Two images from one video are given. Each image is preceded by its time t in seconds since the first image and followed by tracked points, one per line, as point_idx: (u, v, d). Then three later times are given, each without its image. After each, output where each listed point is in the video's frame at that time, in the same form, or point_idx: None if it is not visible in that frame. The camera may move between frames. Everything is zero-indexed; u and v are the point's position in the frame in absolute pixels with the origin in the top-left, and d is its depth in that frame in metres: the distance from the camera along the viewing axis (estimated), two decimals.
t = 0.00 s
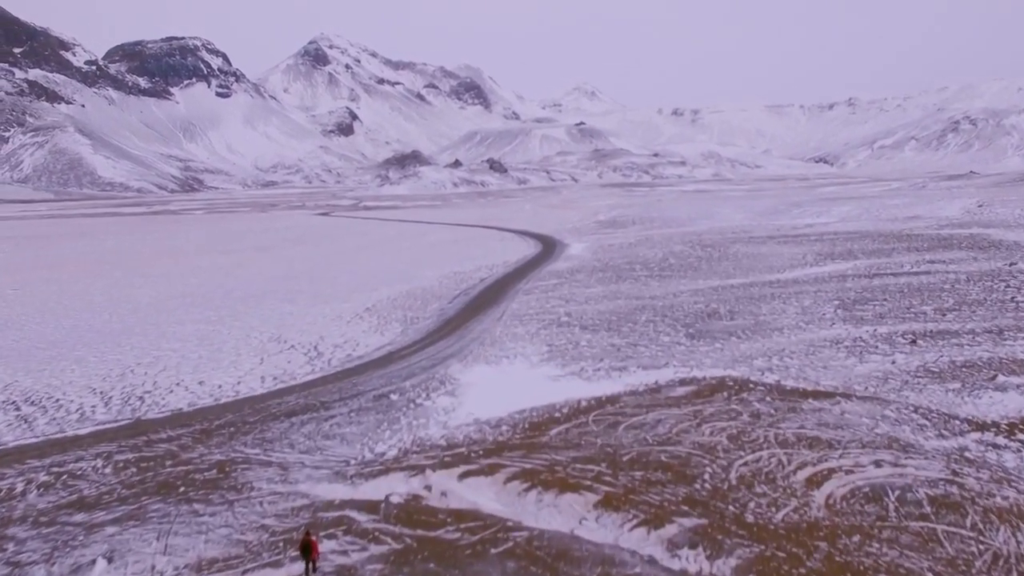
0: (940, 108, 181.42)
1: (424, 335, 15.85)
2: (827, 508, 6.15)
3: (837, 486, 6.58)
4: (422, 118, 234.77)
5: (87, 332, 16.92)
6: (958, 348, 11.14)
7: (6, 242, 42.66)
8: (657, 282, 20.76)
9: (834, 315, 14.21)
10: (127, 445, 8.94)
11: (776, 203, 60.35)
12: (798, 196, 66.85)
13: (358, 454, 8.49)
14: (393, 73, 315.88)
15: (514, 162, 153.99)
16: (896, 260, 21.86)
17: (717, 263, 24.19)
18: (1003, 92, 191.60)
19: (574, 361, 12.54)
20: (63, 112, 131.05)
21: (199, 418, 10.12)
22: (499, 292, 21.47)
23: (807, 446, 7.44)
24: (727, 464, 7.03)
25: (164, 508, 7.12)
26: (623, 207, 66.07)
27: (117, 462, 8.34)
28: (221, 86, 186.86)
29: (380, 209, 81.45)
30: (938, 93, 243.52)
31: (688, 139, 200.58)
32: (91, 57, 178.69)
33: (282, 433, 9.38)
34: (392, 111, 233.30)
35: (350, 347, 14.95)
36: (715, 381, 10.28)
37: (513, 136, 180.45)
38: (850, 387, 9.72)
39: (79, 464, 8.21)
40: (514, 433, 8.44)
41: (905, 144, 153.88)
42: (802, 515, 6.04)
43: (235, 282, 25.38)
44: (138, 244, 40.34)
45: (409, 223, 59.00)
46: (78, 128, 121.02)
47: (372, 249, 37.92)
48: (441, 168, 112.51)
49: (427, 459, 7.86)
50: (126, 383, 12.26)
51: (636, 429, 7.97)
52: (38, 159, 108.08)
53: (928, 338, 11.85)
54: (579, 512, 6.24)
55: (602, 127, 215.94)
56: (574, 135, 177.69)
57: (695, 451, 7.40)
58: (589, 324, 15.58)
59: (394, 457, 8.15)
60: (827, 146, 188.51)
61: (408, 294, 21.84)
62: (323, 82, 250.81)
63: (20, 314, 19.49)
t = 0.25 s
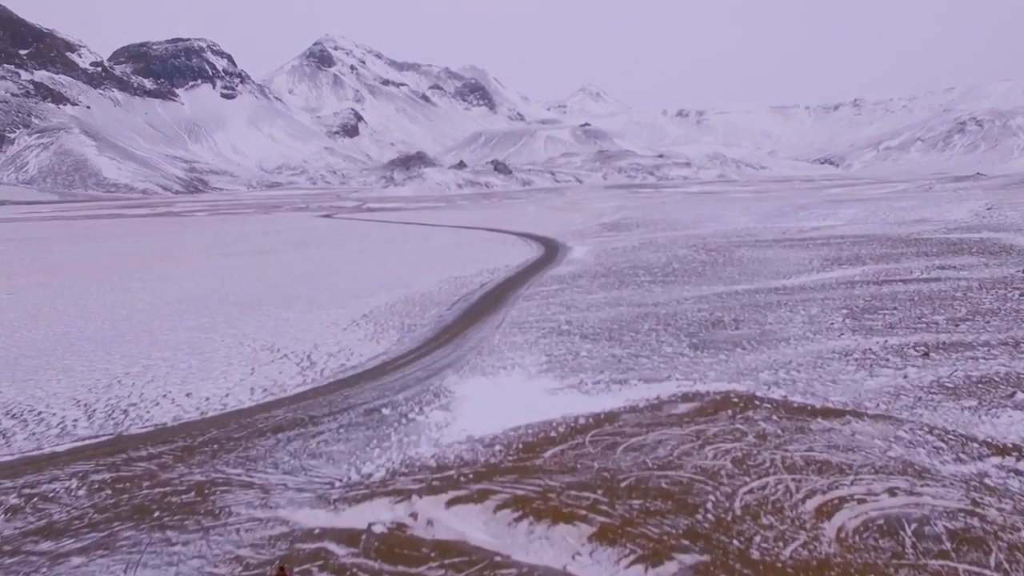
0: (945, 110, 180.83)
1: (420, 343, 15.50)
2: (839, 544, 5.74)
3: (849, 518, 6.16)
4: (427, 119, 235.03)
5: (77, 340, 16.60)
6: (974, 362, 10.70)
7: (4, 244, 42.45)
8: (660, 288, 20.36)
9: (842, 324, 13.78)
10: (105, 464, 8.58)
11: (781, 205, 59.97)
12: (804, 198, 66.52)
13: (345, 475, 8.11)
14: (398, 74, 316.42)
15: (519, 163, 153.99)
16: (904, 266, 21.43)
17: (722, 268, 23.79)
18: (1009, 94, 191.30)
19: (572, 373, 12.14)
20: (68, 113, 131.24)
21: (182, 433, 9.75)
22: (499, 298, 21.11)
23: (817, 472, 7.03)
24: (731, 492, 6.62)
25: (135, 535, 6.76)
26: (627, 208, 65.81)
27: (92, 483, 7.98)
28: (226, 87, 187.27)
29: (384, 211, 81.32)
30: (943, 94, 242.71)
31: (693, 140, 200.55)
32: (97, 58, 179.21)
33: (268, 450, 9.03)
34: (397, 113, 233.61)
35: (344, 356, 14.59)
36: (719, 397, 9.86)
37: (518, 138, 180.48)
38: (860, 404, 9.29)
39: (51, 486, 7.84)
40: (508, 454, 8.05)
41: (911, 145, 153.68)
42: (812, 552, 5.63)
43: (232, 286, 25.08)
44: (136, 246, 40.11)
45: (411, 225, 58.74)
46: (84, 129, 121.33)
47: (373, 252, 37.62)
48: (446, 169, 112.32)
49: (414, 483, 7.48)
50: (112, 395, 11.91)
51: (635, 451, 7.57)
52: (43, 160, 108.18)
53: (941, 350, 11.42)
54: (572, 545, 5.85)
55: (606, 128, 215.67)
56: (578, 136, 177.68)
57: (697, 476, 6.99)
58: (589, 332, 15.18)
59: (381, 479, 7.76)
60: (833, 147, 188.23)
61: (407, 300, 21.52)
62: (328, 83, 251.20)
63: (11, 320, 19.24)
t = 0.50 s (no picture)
0: (950, 111, 180.22)
1: (417, 351, 15.18)
2: None
3: (861, 551, 5.80)
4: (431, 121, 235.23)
5: (68, 347, 16.31)
6: (988, 376, 10.31)
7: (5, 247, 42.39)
8: (662, 294, 19.99)
9: (850, 333, 13.37)
10: (83, 482, 8.27)
11: (786, 206, 59.64)
12: (809, 199, 66.22)
13: (330, 495, 7.79)
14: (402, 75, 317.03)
15: (523, 163, 154.00)
16: (913, 271, 21.00)
17: (726, 273, 23.42)
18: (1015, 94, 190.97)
19: (571, 384, 11.78)
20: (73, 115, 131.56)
21: (167, 448, 9.44)
22: (499, 303, 20.77)
23: (824, 497, 6.65)
24: (734, 518, 6.26)
25: (107, 563, 6.46)
26: (631, 210, 65.55)
27: (67, 505, 7.66)
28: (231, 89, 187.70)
29: (387, 212, 81.20)
30: (948, 95, 242.09)
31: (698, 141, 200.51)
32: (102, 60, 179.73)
33: (253, 467, 8.71)
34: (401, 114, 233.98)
35: (340, 364, 14.26)
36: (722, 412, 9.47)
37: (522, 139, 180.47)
38: (869, 421, 8.95)
39: (24, 507, 7.53)
40: (499, 476, 7.73)
41: (916, 147, 153.50)
42: None
43: (229, 290, 24.85)
44: (137, 249, 40.01)
45: (413, 227, 58.54)
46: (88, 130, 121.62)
47: (374, 255, 37.35)
48: (450, 171, 112.18)
49: (399, 507, 7.13)
50: (98, 406, 11.60)
51: (633, 472, 7.23)
52: (48, 161, 108.46)
53: (953, 362, 11.02)
54: None
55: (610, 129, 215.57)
56: (583, 137, 177.66)
57: (698, 502, 6.63)
58: (590, 341, 14.79)
59: (368, 499, 7.45)
60: (838, 148, 188.01)
61: (406, 305, 21.25)
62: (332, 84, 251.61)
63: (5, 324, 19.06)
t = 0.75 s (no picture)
0: (956, 112, 179.59)
1: (412, 361, 14.81)
2: None
3: None
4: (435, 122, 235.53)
5: (57, 355, 16.00)
6: (1004, 393, 9.86)
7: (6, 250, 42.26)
8: (665, 300, 19.57)
9: (858, 344, 12.95)
10: (55, 504, 7.92)
11: (790, 209, 59.28)
12: (814, 201, 65.88)
13: (311, 521, 7.42)
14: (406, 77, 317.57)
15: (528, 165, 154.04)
16: (921, 278, 20.54)
17: (730, 279, 22.99)
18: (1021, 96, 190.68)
19: (568, 398, 11.38)
20: (78, 116, 131.88)
21: (146, 466, 9.08)
22: (498, 310, 20.41)
23: (833, 528, 6.25)
24: (736, 554, 5.89)
25: None
26: (635, 212, 65.24)
27: (35, 532, 7.31)
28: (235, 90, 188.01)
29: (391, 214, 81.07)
30: (954, 96, 241.34)
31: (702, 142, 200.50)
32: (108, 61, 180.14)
33: (234, 488, 8.36)
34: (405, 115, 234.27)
35: (331, 375, 13.89)
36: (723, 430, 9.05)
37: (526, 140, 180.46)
38: (879, 440, 8.54)
39: None
40: (488, 503, 7.32)
41: (921, 148, 153.39)
42: None
43: (226, 295, 24.57)
44: (137, 252, 39.80)
45: (414, 230, 58.26)
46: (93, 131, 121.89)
47: (375, 258, 37.04)
48: (453, 172, 112.03)
49: (380, 538, 6.76)
50: (81, 419, 11.25)
51: (630, 499, 6.84)
52: (53, 163, 108.69)
53: (966, 377, 10.58)
54: None
55: (614, 131, 215.40)
56: (587, 138, 177.62)
57: (697, 533, 6.25)
58: (590, 351, 14.39)
59: (349, 526, 7.09)
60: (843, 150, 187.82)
61: (404, 311, 20.90)
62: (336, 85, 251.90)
63: None
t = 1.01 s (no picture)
0: (962, 112, 178.85)
1: (407, 370, 14.50)
2: None
3: None
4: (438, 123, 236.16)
5: (47, 363, 15.78)
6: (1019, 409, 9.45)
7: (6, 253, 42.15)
8: (667, 306, 19.20)
9: (864, 355, 12.56)
10: (28, 525, 7.65)
11: (795, 210, 58.90)
12: (819, 203, 65.61)
13: (293, 546, 7.12)
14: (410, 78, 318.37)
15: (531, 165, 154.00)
16: (926, 284, 20.17)
17: (734, 284, 22.61)
18: None
19: (565, 411, 11.04)
20: (82, 118, 132.11)
21: (125, 484, 8.77)
22: (497, 316, 20.07)
23: (840, 560, 5.91)
24: None
25: None
26: (639, 213, 64.99)
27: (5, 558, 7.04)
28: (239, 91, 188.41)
29: (394, 215, 80.98)
30: (959, 97, 240.55)
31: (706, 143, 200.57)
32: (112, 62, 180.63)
33: (214, 508, 8.05)
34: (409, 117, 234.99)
35: (324, 384, 13.57)
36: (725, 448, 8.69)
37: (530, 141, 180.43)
38: (888, 459, 8.15)
39: None
40: (476, 530, 6.98)
41: (925, 149, 153.52)
42: None
43: (222, 300, 24.28)
44: (136, 254, 39.60)
45: (416, 232, 58.02)
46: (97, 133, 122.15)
47: (375, 261, 36.79)
48: (457, 173, 111.85)
49: (359, 566, 6.46)
50: (63, 431, 10.96)
51: (626, 526, 6.54)
52: (57, 164, 108.88)
53: (978, 391, 10.17)
54: None
55: (618, 132, 215.07)
56: (591, 139, 177.61)
57: (695, 568, 5.91)
58: (589, 360, 14.03)
59: (331, 552, 6.80)
60: (848, 151, 187.92)
61: (400, 317, 20.66)
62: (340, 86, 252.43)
63: None
